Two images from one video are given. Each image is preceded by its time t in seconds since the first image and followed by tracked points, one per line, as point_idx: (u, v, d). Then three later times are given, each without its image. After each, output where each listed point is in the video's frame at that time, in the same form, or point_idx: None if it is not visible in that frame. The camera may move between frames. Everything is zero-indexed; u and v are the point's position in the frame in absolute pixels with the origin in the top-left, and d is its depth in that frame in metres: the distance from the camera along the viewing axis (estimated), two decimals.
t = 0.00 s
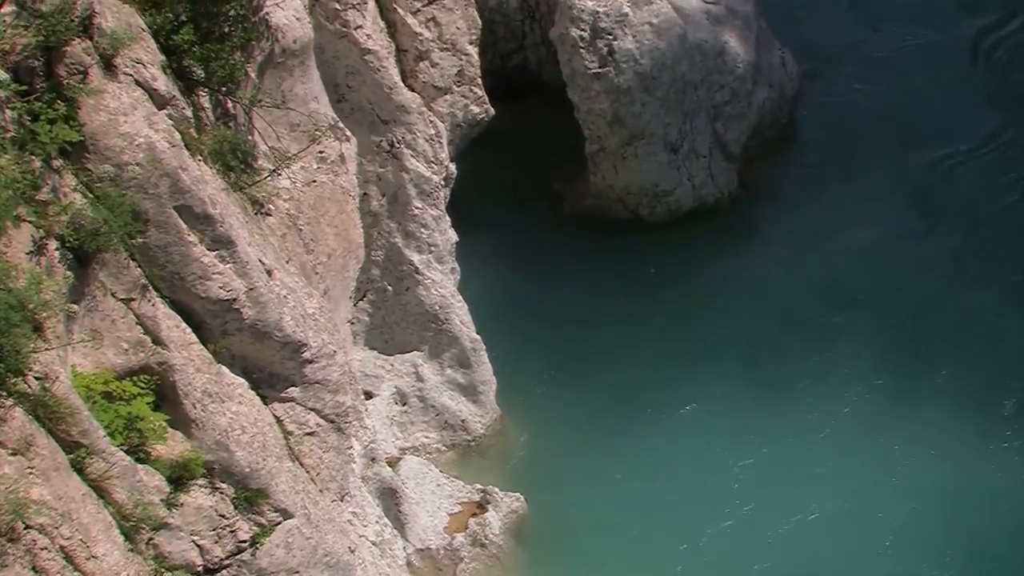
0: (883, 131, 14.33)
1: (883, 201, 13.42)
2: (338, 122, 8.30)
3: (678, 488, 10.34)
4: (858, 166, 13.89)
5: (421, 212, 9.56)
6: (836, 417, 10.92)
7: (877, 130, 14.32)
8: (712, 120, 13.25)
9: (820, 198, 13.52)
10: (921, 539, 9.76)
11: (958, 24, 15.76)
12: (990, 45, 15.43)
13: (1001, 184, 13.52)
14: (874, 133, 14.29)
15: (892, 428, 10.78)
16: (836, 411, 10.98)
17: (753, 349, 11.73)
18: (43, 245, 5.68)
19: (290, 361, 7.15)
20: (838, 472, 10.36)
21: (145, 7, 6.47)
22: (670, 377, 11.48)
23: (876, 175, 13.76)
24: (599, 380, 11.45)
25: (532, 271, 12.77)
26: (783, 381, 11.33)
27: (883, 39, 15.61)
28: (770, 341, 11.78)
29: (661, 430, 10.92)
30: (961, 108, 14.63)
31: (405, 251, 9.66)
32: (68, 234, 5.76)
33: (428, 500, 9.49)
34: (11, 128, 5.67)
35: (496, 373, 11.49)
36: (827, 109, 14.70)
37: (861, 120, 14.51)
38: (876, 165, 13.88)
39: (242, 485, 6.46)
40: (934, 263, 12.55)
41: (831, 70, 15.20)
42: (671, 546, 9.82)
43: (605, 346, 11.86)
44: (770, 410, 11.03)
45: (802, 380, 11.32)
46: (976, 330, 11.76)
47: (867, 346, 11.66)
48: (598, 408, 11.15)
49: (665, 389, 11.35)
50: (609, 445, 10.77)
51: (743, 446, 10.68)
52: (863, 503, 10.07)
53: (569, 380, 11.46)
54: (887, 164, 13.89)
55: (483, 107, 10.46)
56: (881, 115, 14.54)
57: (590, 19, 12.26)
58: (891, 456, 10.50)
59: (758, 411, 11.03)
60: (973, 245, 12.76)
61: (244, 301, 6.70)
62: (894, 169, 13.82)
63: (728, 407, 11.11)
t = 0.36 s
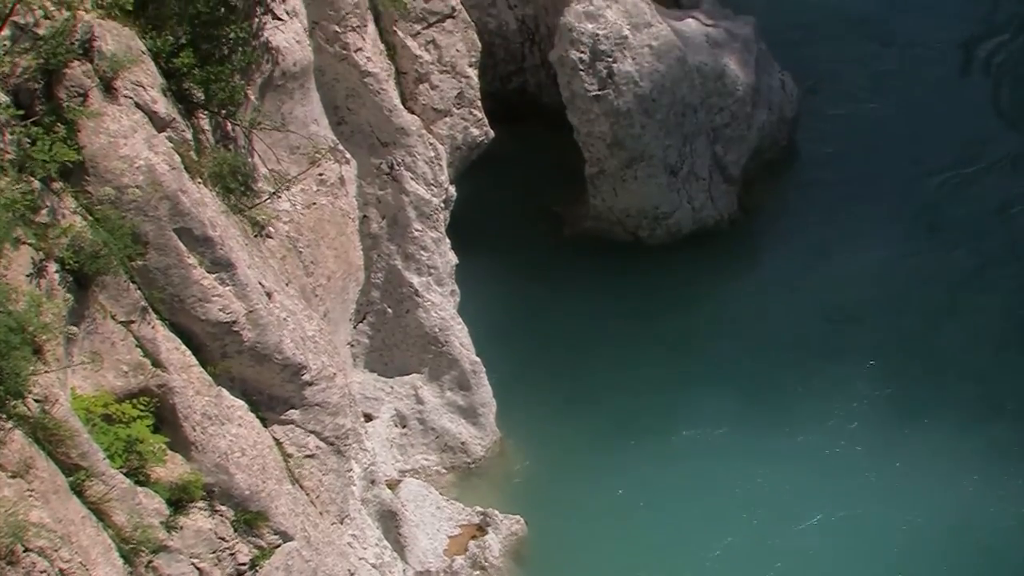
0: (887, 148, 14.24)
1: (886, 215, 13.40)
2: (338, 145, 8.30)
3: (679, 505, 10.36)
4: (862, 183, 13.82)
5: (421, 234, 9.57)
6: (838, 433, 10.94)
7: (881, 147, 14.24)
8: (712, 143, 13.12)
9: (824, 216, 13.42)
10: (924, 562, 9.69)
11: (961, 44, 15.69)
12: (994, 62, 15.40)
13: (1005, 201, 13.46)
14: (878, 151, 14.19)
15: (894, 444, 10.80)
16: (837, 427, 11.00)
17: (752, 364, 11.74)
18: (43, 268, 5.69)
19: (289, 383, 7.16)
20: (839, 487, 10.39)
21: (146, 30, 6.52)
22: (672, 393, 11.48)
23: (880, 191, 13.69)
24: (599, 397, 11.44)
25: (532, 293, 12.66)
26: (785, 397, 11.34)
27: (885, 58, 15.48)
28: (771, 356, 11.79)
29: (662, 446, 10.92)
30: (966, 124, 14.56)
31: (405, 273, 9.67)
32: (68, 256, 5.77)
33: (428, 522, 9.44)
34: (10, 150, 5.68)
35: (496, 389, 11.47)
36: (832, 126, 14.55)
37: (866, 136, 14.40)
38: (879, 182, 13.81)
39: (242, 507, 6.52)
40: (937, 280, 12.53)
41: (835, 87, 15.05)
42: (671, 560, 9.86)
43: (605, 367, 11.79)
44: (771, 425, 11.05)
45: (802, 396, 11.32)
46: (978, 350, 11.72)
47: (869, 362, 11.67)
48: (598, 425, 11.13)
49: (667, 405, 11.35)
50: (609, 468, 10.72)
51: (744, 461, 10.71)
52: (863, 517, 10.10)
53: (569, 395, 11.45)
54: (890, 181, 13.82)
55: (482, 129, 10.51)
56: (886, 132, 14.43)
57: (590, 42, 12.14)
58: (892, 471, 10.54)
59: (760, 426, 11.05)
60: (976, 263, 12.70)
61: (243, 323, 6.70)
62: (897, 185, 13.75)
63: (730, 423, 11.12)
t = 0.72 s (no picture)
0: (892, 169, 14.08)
1: (891, 236, 13.28)
2: (337, 171, 8.26)
3: (678, 533, 10.33)
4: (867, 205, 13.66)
5: (420, 260, 9.58)
6: (842, 457, 10.91)
7: (886, 168, 14.08)
8: (710, 170, 12.98)
9: (829, 240, 13.25)
10: None
11: (966, 65, 15.52)
12: (997, 78, 15.31)
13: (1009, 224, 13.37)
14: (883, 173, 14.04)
15: (899, 467, 10.76)
16: (840, 451, 10.97)
17: (753, 387, 11.69)
18: (41, 294, 5.73)
19: (288, 411, 7.18)
20: (840, 513, 10.37)
21: (145, 58, 6.57)
22: (672, 417, 11.45)
23: (884, 213, 13.55)
24: (599, 424, 11.39)
25: (532, 318, 12.55)
26: (787, 422, 11.30)
27: (890, 79, 15.27)
28: (773, 380, 11.74)
29: (663, 472, 10.90)
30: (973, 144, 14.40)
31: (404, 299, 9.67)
32: (67, 283, 5.80)
33: (427, 549, 9.42)
34: (10, 177, 5.70)
35: (494, 415, 11.44)
36: (838, 145, 14.36)
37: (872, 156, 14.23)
38: (885, 204, 13.67)
39: (241, 534, 6.53)
40: (940, 302, 12.47)
41: (840, 106, 14.84)
42: None
43: (604, 393, 11.75)
44: (773, 450, 11.03)
45: (804, 421, 11.29)
46: (980, 374, 11.67)
47: (873, 386, 11.62)
48: (600, 451, 11.10)
49: (668, 430, 11.32)
50: (608, 495, 10.68)
51: (747, 486, 10.69)
52: (863, 545, 10.08)
53: (568, 421, 11.42)
54: (895, 203, 13.68)
55: (481, 155, 10.55)
56: (891, 154, 14.26)
57: (589, 69, 12.03)
58: (896, 494, 10.53)
59: (763, 450, 11.03)
60: (977, 285, 12.64)
61: (242, 350, 6.71)
62: (901, 206, 13.65)
63: (733, 448, 11.09)
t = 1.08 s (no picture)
0: (892, 196, 14.08)
1: (891, 263, 13.28)
2: (337, 202, 8.33)
3: (678, 565, 10.32)
4: (868, 231, 13.65)
5: (418, 289, 9.59)
6: (842, 485, 10.91)
7: (885, 195, 14.10)
8: (709, 199, 12.95)
9: (830, 268, 13.22)
10: None
11: (964, 91, 15.54)
12: (996, 104, 15.35)
13: (1008, 251, 13.40)
14: (882, 200, 14.04)
15: (900, 495, 10.77)
16: (841, 479, 10.97)
17: (753, 415, 11.67)
18: (40, 323, 5.74)
19: (287, 441, 7.20)
20: (840, 545, 10.36)
21: (144, 88, 6.62)
22: (671, 445, 11.44)
23: (884, 240, 13.54)
24: (598, 452, 11.37)
25: (532, 346, 12.52)
26: (787, 449, 11.29)
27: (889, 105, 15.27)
28: (773, 407, 11.72)
29: (663, 500, 10.89)
30: (971, 172, 14.42)
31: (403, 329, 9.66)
32: (65, 312, 5.82)
33: None
34: (8, 209, 5.68)
35: (493, 444, 11.42)
36: (838, 170, 14.38)
37: (871, 183, 14.23)
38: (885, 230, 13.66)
39: (240, 563, 6.57)
40: (940, 331, 12.47)
41: (840, 132, 14.86)
42: None
43: (604, 422, 11.71)
44: (773, 477, 11.02)
45: (804, 448, 11.28)
46: (980, 404, 11.68)
47: (874, 413, 11.61)
48: (599, 479, 11.09)
49: (668, 458, 11.31)
50: (607, 525, 10.66)
51: (747, 516, 10.69)
52: None
53: (567, 449, 11.40)
54: (895, 229, 13.67)
55: (480, 185, 10.60)
56: (890, 180, 14.28)
57: (587, 98, 12.09)
58: (896, 525, 10.54)
59: (763, 478, 11.02)
60: (976, 314, 12.65)
61: (241, 379, 6.72)
62: (901, 232, 13.65)
63: (732, 475, 11.09)
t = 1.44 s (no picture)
0: (892, 219, 14.08)
1: (892, 285, 13.28)
2: (336, 225, 8.34)
3: None
4: (868, 254, 13.65)
5: (419, 312, 9.59)
6: (843, 508, 10.90)
7: (885, 217, 14.11)
8: (709, 222, 12.95)
9: (830, 290, 13.21)
10: None
11: (964, 114, 15.57)
12: (995, 126, 15.39)
13: (1009, 275, 13.40)
14: (883, 221, 14.05)
15: (901, 518, 10.75)
16: (840, 502, 10.96)
17: (755, 436, 11.66)
18: (40, 346, 5.75)
19: (287, 464, 7.22)
20: (842, 569, 10.32)
21: (145, 111, 6.66)
22: (671, 467, 11.42)
23: (884, 262, 13.55)
24: (598, 476, 11.34)
25: (532, 369, 12.51)
26: (786, 472, 11.28)
27: (889, 128, 15.29)
28: (774, 429, 11.71)
29: (664, 523, 10.85)
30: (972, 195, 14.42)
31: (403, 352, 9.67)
32: (66, 336, 5.83)
33: None
34: (7, 231, 5.68)
35: (493, 466, 11.40)
36: (839, 192, 14.40)
37: (872, 205, 14.24)
38: (885, 253, 13.66)
39: None
40: (940, 353, 12.47)
41: (840, 153, 14.89)
42: None
43: (604, 444, 11.69)
44: (774, 499, 11.00)
45: (805, 470, 11.27)
46: (980, 427, 11.66)
47: (874, 436, 11.59)
48: (598, 501, 11.08)
49: (668, 481, 11.29)
50: (608, 548, 10.61)
51: (747, 539, 10.65)
52: None
53: (567, 471, 11.39)
54: (895, 251, 13.68)
55: (480, 208, 10.61)
56: (890, 202, 14.30)
57: (587, 121, 12.12)
58: (897, 549, 10.51)
59: (763, 500, 11.00)
60: (976, 336, 12.65)
61: (241, 402, 6.73)
62: (901, 254, 13.66)
63: (732, 498, 11.07)
